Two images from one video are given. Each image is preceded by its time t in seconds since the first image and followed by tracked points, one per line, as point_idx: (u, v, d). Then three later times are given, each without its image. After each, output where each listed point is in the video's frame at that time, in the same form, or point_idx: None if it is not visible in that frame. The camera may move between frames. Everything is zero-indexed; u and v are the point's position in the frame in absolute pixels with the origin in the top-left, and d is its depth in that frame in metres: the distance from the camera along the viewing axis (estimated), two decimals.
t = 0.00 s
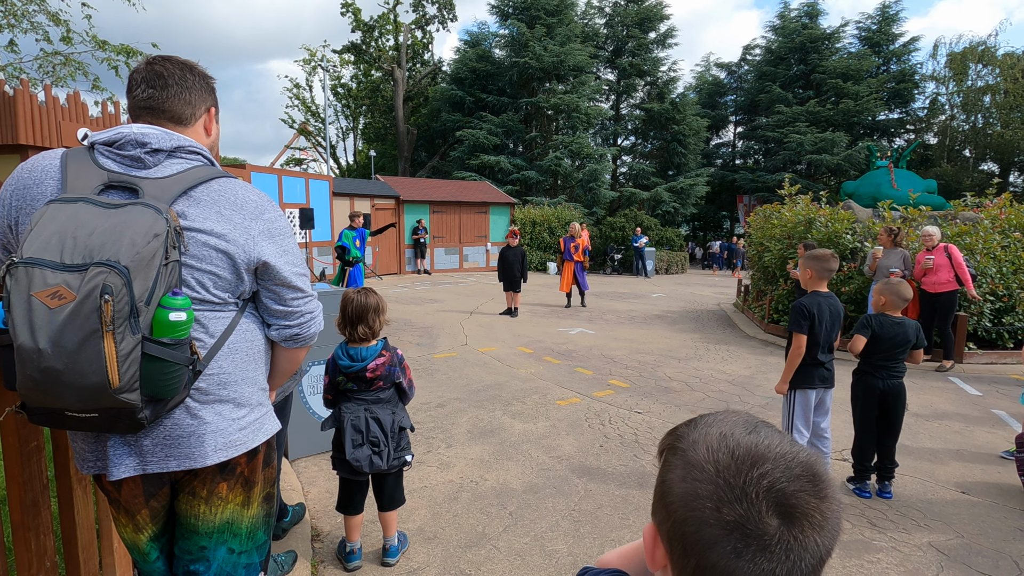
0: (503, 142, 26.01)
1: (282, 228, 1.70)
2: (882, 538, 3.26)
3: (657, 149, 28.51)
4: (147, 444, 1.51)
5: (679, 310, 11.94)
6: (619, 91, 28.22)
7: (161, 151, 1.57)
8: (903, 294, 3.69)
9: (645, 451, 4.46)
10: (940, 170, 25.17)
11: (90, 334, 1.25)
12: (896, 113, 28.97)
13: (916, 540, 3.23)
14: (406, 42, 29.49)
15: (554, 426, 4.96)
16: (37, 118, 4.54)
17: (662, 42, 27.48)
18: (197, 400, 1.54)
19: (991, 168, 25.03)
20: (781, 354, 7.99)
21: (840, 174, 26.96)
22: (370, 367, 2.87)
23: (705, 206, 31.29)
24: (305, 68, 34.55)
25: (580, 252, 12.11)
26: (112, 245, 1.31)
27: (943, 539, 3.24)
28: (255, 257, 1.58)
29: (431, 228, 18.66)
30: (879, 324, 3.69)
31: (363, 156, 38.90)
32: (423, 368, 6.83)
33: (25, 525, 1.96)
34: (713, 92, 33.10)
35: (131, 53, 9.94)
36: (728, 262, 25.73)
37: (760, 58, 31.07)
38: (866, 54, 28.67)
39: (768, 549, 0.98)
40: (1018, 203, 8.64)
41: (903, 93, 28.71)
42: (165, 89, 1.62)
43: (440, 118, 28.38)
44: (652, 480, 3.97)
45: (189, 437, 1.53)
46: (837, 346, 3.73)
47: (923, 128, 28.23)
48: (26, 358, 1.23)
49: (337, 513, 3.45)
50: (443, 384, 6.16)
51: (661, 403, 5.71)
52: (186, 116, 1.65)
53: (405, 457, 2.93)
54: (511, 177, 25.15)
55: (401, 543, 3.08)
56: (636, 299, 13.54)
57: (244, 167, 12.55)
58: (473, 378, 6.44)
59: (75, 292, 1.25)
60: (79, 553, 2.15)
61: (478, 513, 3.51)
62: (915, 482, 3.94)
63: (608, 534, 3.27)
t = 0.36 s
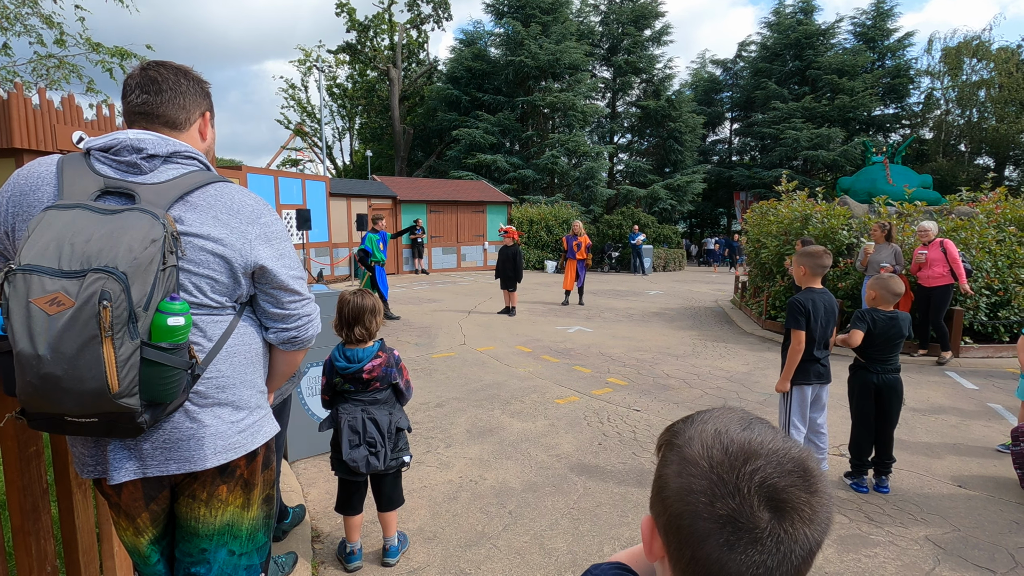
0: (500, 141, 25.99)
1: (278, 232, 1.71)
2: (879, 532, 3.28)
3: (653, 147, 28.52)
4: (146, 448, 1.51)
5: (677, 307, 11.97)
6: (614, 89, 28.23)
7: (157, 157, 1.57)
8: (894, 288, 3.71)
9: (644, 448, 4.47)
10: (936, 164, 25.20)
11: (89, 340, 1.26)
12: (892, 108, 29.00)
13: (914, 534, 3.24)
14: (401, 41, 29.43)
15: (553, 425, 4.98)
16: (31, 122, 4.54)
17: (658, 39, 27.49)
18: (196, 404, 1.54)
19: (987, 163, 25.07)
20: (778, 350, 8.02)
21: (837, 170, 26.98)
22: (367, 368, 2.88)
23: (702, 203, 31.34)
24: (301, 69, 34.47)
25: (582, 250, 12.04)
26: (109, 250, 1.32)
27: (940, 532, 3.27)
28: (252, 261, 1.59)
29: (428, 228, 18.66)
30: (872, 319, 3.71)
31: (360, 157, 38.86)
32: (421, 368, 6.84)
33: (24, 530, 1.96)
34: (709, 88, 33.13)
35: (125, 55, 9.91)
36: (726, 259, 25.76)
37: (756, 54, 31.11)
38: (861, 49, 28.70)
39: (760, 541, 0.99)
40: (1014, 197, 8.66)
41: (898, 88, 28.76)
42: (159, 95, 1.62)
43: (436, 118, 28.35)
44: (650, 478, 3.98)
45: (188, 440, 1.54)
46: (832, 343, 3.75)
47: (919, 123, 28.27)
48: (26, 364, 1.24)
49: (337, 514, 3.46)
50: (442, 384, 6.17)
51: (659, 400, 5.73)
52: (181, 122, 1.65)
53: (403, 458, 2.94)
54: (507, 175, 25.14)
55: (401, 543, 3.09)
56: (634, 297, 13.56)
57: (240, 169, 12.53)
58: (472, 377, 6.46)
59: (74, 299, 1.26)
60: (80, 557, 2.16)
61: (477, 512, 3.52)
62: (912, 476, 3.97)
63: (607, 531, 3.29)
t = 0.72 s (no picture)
0: (499, 137, 25.96)
1: (279, 228, 1.72)
2: (879, 524, 3.29)
3: (653, 142, 28.49)
4: (150, 443, 1.52)
5: (677, 302, 11.97)
6: (613, 84, 28.18)
7: (157, 154, 1.58)
8: (888, 281, 3.72)
9: (645, 443, 4.48)
10: (935, 158, 25.17)
11: (92, 337, 1.26)
12: (891, 101, 28.95)
13: (914, 526, 3.26)
14: (399, 38, 29.34)
15: (554, 420, 4.99)
16: (29, 121, 4.54)
17: (656, 34, 27.44)
18: (199, 399, 1.55)
19: (987, 156, 25.04)
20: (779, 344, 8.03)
21: (837, 164, 26.92)
22: (368, 365, 2.88)
23: (701, 198, 31.33)
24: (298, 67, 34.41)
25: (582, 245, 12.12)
26: (112, 248, 1.33)
27: (940, 523, 3.28)
28: (253, 257, 1.60)
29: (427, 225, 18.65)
30: (869, 312, 3.72)
31: (359, 154, 38.82)
32: (422, 364, 6.85)
33: (29, 527, 1.97)
34: (708, 83, 33.04)
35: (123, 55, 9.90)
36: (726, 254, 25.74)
37: (755, 48, 31.06)
38: (860, 42, 28.63)
39: (762, 524, 1.00)
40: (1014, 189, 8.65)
41: (898, 81, 28.72)
42: (158, 91, 1.62)
43: (435, 115, 28.29)
44: (651, 472, 3.99)
45: (192, 435, 1.54)
46: (831, 336, 3.76)
47: (918, 116, 28.22)
48: (29, 362, 1.25)
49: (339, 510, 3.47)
50: (443, 380, 6.18)
51: (660, 395, 5.74)
52: (180, 118, 1.66)
53: (405, 453, 2.95)
54: (507, 172, 25.10)
55: (404, 538, 3.10)
56: (634, 292, 13.56)
57: (239, 168, 12.53)
58: (473, 373, 6.47)
59: (76, 296, 1.26)
60: (84, 554, 2.17)
61: (479, 507, 3.54)
62: (912, 468, 3.98)
63: (608, 525, 3.30)
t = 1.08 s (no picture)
0: (506, 133, 25.91)
1: (289, 221, 1.72)
2: (892, 517, 3.26)
3: (661, 136, 28.32)
4: (165, 435, 1.53)
5: (686, 297, 11.92)
6: (621, 78, 28.03)
7: (169, 148, 1.59)
8: (900, 273, 3.68)
9: (655, 437, 4.47)
10: (949, 149, 24.85)
11: (107, 329, 1.27)
12: (903, 93, 28.61)
13: (929, 519, 3.23)
14: (406, 35, 29.34)
15: (564, 414, 4.99)
16: (41, 121, 4.59)
17: (664, 27, 27.28)
18: (212, 391, 1.56)
19: (1001, 147, 24.68)
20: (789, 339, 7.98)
21: (848, 157, 26.65)
22: (378, 359, 2.89)
23: (710, 192, 31.15)
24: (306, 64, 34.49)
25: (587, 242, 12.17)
26: (125, 240, 1.34)
27: (955, 517, 3.25)
28: (264, 250, 1.60)
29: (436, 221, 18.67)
30: (880, 304, 3.69)
31: (366, 151, 38.90)
32: (432, 360, 6.87)
33: (48, 518, 2.00)
34: (717, 76, 32.77)
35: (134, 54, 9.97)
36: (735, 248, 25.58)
37: (764, 40, 30.82)
38: (872, 33, 28.30)
39: (778, 512, 1.00)
40: None
41: (910, 72, 28.38)
42: (169, 86, 1.63)
43: (442, 111, 28.29)
44: (661, 465, 3.98)
45: (205, 427, 1.56)
46: (843, 329, 3.73)
47: (931, 107, 27.86)
48: (46, 354, 1.26)
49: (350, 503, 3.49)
50: (452, 375, 6.20)
51: (669, 389, 5.73)
52: (191, 113, 1.67)
53: (415, 446, 2.96)
54: (514, 168, 25.05)
55: (415, 531, 3.12)
56: (643, 287, 13.51)
57: (249, 165, 12.61)
58: (482, 368, 6.48)
59: (92, 288, 1.27)
60: (102, 545, 2.20)
61: (489, 500, 3.55)
62: (925, 462, 3.95)
63: (619, 519, 3.30)
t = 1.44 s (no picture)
0: (513, 126, 25.80)
1: (301, 213, 1.71)
2: (903, 515, 3.25)
3: (669, 130, 28.13)
4: (178, 426, 1.54)
5: (694, 292, 11.86)
6: (629, 71, 27.85)
7: (181, 139, 1.58)
8: (915, 269, 3.62)
9: (662, 432, 4.46)
10: (962, 144, 24.56)
11: (121, 320, 1.27)
12: (916, 86, 28.26)
13: (939, 517, 3.21)
14: (414, 27, 29.21)
15: (571, 408, 4.99)
16: (52, 113, 4.61)
17: (674, 19, 27.05)
18: (225, 382, 1.56)
19: (1015, 141, 24.34)
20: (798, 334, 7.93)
21: (858, 151, 26.39)
22: (386, 351, 2.90)
23: (719, 186, 30.96)
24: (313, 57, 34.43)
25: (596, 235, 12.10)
26: (138, 232, 1.34)
27: (966, 515, 3.23)
28: (276, 242, 1.60)
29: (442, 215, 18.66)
30: (893, 301, 3.65)
31: (374, 144, 38.86)
32: (439, 353, 6.88)
33: (61, 507, 2.01)
34: (726, 69, 32.45)
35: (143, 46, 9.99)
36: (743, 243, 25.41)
37: (775, 33, 30.53)
38: (884, 26, 27.95)
39: (801, 513, 0.99)
40: None
41: (923, 65, 28.06)
42: (181, 76, 1.63)
43: (449, 104, 28.19)
44: (669, 460, 3.98)
45: (218, 418, 1.56)
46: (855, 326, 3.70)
47: (944, 101, 27.51)
48: (61, 344, 1.26)
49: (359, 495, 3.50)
50: (459, 368, 6.20)
51: (677, 384, 5.71)
52: (202, 103, 1.66)
53: (423, 438, 2.96)
54: (521, 161, 24.95)
55: (423, 523, 3.13)
56: (650, 281, 13.45)
57: (256, 158, 12.62)
58: (489, 362, 6.48)
59: (106, 279, 1.28)
60: (115, 533, 2.22)
61: (497, 493, 3.55)
62: (936, 460, 3.92)
63: (627, 513, 3.30)
